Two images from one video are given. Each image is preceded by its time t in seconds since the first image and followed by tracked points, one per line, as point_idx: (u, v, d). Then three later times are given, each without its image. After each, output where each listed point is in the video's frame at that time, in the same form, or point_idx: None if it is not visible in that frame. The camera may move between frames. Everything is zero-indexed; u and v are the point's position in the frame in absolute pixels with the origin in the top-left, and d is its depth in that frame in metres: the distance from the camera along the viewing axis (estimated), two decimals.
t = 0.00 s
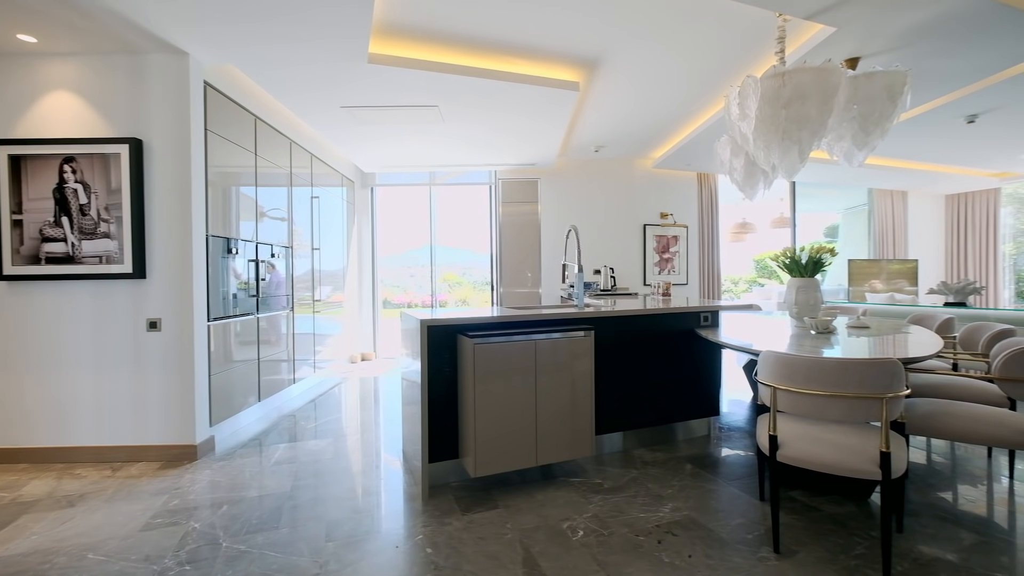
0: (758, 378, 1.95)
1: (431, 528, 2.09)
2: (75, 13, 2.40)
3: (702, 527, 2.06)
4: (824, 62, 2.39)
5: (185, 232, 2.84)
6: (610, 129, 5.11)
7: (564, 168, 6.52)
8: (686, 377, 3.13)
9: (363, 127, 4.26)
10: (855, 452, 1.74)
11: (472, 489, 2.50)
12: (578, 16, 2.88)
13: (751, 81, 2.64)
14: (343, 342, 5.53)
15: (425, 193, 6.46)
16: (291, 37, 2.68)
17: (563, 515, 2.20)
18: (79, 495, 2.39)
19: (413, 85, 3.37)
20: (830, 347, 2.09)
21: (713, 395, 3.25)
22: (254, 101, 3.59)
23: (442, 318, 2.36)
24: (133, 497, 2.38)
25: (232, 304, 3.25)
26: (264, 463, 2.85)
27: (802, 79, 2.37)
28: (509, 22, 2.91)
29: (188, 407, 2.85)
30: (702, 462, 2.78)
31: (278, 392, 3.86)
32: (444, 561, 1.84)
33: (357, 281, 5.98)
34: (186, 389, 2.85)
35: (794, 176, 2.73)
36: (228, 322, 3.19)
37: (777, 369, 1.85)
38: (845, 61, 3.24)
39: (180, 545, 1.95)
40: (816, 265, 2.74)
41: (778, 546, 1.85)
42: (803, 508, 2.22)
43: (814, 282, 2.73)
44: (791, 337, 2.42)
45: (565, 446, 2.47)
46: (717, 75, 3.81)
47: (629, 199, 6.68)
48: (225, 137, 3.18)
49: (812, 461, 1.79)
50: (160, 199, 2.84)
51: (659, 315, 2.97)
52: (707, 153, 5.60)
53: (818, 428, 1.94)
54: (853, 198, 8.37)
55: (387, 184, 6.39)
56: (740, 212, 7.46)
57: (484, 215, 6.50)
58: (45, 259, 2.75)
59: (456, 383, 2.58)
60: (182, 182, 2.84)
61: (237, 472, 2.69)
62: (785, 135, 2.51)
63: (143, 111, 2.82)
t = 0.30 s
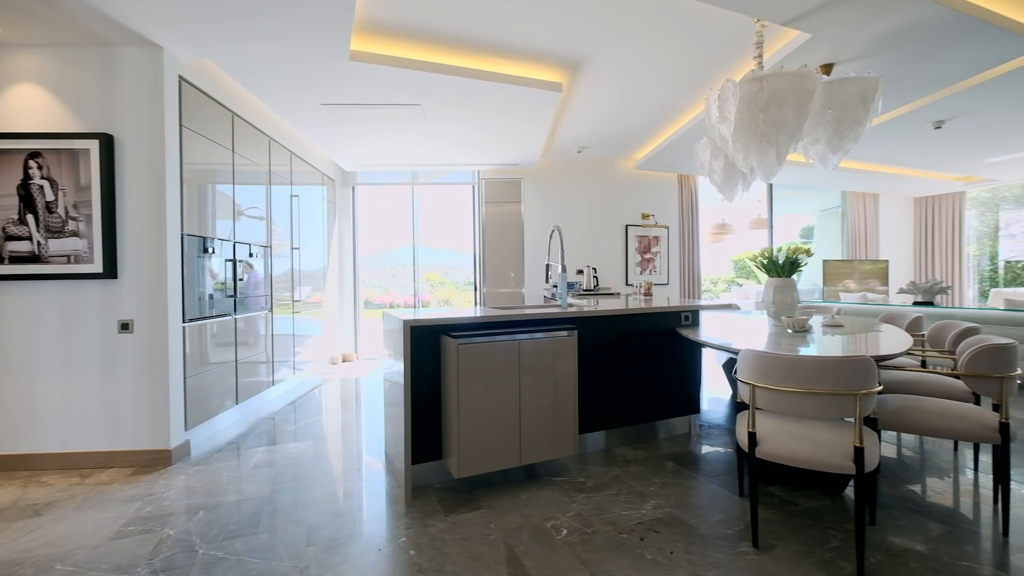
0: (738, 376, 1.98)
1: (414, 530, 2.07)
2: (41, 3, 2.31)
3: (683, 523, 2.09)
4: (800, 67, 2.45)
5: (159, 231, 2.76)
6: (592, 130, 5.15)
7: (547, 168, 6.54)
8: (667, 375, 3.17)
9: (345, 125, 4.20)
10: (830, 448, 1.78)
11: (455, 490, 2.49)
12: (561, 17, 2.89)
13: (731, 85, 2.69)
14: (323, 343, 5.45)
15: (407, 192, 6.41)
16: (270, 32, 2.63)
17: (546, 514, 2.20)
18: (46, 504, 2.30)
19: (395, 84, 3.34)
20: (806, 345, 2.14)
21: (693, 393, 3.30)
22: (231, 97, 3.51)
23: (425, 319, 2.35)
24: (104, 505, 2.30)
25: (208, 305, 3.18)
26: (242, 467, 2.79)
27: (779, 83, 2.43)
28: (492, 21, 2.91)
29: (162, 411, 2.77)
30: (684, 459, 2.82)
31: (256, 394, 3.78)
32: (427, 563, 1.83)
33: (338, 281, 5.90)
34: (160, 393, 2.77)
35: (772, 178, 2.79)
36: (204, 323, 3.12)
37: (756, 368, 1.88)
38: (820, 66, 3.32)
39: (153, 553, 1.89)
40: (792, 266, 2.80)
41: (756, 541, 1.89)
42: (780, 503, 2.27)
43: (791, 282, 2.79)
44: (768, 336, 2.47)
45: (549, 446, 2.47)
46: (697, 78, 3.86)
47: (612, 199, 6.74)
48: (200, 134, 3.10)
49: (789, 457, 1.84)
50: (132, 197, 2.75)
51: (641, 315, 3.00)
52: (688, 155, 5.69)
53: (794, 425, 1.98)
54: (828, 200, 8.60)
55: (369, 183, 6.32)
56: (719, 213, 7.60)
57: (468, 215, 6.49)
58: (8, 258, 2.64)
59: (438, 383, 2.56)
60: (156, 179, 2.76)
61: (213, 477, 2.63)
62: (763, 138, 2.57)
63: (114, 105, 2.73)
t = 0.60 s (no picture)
0: (721, 374, 2.01)
1: (399, 533, 2.05)
2: None
3: (667, 521, 2.11)
4: (780, 72, 2.50)
5: (134, 230, 2.69)
6: (577, 131, 5.18)
7: (533, 168, 6.55)
8: (651, 374, 3.21)
9: (328, 123, 4.15)
10: (809, 444, 1.82)
11: (440, 491, 2.48)
12: (546, 18, 2.90)
13: (713, 88, 2.73)
14: (305, 344, 5.37)
15: (391, 192, 6.36)
16: (251, 28, 2.58)
17: (532, 514, 2.21)
18: (14, 513, 2.22)
19: (379, 82, 3.31)
20: (786, 344, 2.19)
21: (677, 391, 3.34)
22: (210, 93, 3.44)
23: (410, 319, 2.33)
24: (76, 512, 2.23)
25: (186, 305, 3.10)
26: (222, 471, 2.73)
27: (759, 87, 2.47)
28: (477, 21, 2.90)
29: (138, 415, 2.69)
30: (667, 457, 2.85)
31: (236, 397, 3.71)
32: (412, 565, 1.81)
33: (320, 282, 5.82)
34: (136, 396, 2.70)
35: (753, 180, 2.85)
36: (181, 324, 3.04)
37: (738, 365, 1.91)
38: (799, 71, 3.39)
39: (129, 561, 1.84)
40: (772, 266, 2.86)
41: (739, 537, 1.92)
42: (761, 499, 2.31)
43: (771, 282, 2.85)
44: (749, 335, 2.51)
45: (534, 446, 2.47)
46: (680, 81, 3.92)
47: (596, 200, 6.79)
48: (178, 130, 3.03)
49: (770, 454, 1.87)
50: (106, 195, 2.67)
51: (626, 314, 3.03)
52: (671, 157, 5.76)
53: (775, 422, 2.02)
54: (806, 202, 8.79)
55: (352, 182, 6.25)
56: (701, 214, 7.72)
57: (452, 215, 6.47)
58: None
59: (423, 384, 2.54)
60: (131, 177, 2.68)
61: (192, 482, 2.57)
62: (744, 141, 2.61)
63: (88, 101, 2.66)
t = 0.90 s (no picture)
0: (700, 374, 2.04)
1: (381, 536, 2.03)
2: None
3: (648, 519, 2.14)
4: (757, 77, 2.55)
5: (104, 229, 2.61)
6: (560, 132, 5.20)
7: (516, 168, 6.55)
8: (632, 374, 3.24)
9: (308, 121, 4.09)
10: (786, 441, 1.86)
11: (423, 493, 2.46)
12: (529, 19, 2.90)
13: (693, 91, 2.77)
14: (284, 345, 5.28)
15: (373, 191, 6.30)
16: (229, 23, 2.53)
17: (516, 514, 2.21)
18: None
19: (362, 80, 3.28)
20: (763, 343, 2.23)
21: (657, 390, 3.39)
22: (185, 89, 3.35)
23: (392, 320, 2.30)
24: (42, 522, 2.15)
25: (159, 306, 3.02)
26: (198, 476, 2.67)
27: (737, 91, 2.52)
28: (461, 20, 2.90)
29: (108, 420, 2.61)
30: (649, 455, 2.88)
31: (212, 400, 3.62)
32: (394, 568, 1.80)
33: (300, 282, 5.73)
34: (106, 400, 2.61)
35: (731, 182, 2.90)
36: (154, 326, 2.96)
37: (718, 365, 1.95)
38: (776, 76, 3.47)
39: (98, 571, 1.78)
40: (750, 266, 2.91)
41: (718, 533, 1.95)
42: (740, 496, 2.35)
43: (749, 282, 2.91)
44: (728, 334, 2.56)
45: (517, 446, 2.48)
46: (661, 84, 3.97)
47: (579, 200, 6.84)
48: (151, 127, 2.95)
49: (748, 451, 1.90)
50: (74, 192, 2.58)
51: (608, 314, 3.06)
52: (652, 159, 5.83)
53: (753, 419, 2.06)
54: (782, 203, 8.99)
55: (332, 181, 6.16)
56: (681, 215, 7.84)
57: (435, 215, 6.44)
58: None
59: (406, 385, 2.52)
60: (101, 174, 2.60)
61: (166, 489, 2.50)
62: (723, 144, 2.67)
63: (55, 95, 2.56)
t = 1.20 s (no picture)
0: (684, 373, 2.07)
1: (365, 539, 2.01)
2: None
3: (633, 516, 2.15)
4: (739, 80, 2.59)
5: (76, 229, 2.52)
6: (546, 133, 5.22)
7: (501, 168, 6.55)
8: (616, 373, 3.27)
9: (290, 119, 4.02)
10: (767, 438, 1.90)
11: (408, 495, 2.44)
12: (514, 19, 2.90)
13: (676, 94, 2.80)
14: (265, 347, 5.18)
15: (356, 190, 6.22)
16: (207, 17, 2.47)
17: (501, 515, 2.20)
18: None
19: (345, 78, 3.24)
20: (745, 342, 2.27)
21: (641, 389, 3.42)
22: (162, 84, 3.26)
23: (376, 320, 2.28)
24: (9, 532, 2.06)
25: (134, 308, 2.94)
26: (175, 482, 2.60)
27: (720, 94, 2.56)
28: (445, 19, 2.88)
29: (80, 425, 2.52)
30: (633, 454, 2.91)
31: (189, 403, 3.53)
32: (379, 571, 1.78)
33: (281, 282, 5.63)
34: (78, 404, 2.53)
35: (714, 184, 2.95)
36: (129, 328, 2.87)
37: (700, 364, 1.98)
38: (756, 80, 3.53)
39: None
40: (732, 266, 2.96)
41: (701, 529, 1.98)
42: (722, 492, 2.39)
43: (730, 282, 2.96)
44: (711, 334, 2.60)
45: (503, 446, 2.47)
46: (645, 86, 4.01)
47: (564, 201, 6.87)
48: (125, 123, 2.86)
49: (729, 448, 1.93)
50: (41, 191, 2.49)
51: (593, 314, 3.07)
52: (636, 160, 5.89)
53: (735, 417, 2.09)
54: (762, 205, 9.17)
55: (314, 179, 6.07)
56: (664, 216, 7.95)
57: (420, 215, 6.40)
58: None
59: (390, 386, 2.50)
60: (72, 171, 2.52)
61: (141, 495, 2.43)
62: (705, 146, 2.71)
63: (23, 88, 2.47)
